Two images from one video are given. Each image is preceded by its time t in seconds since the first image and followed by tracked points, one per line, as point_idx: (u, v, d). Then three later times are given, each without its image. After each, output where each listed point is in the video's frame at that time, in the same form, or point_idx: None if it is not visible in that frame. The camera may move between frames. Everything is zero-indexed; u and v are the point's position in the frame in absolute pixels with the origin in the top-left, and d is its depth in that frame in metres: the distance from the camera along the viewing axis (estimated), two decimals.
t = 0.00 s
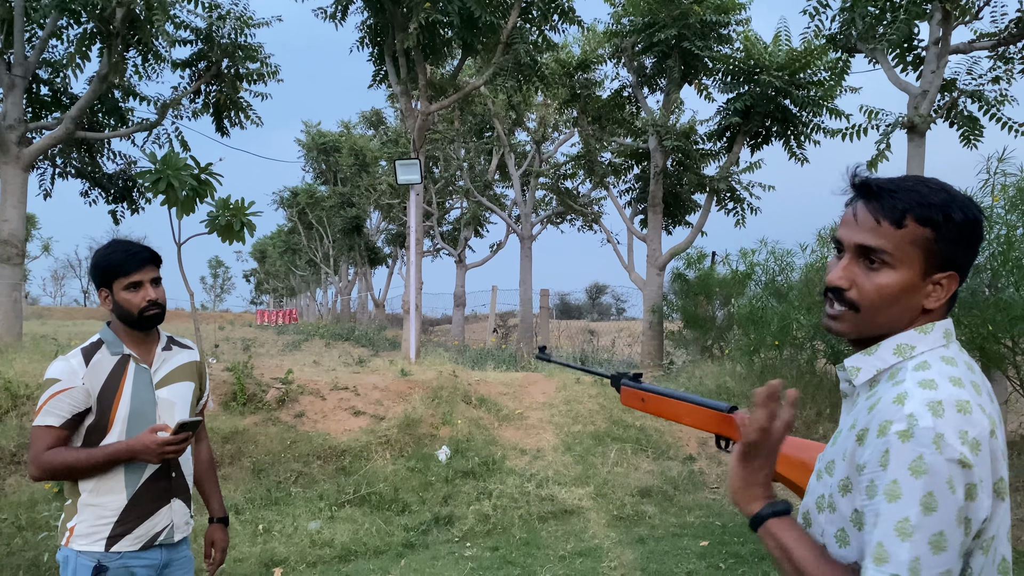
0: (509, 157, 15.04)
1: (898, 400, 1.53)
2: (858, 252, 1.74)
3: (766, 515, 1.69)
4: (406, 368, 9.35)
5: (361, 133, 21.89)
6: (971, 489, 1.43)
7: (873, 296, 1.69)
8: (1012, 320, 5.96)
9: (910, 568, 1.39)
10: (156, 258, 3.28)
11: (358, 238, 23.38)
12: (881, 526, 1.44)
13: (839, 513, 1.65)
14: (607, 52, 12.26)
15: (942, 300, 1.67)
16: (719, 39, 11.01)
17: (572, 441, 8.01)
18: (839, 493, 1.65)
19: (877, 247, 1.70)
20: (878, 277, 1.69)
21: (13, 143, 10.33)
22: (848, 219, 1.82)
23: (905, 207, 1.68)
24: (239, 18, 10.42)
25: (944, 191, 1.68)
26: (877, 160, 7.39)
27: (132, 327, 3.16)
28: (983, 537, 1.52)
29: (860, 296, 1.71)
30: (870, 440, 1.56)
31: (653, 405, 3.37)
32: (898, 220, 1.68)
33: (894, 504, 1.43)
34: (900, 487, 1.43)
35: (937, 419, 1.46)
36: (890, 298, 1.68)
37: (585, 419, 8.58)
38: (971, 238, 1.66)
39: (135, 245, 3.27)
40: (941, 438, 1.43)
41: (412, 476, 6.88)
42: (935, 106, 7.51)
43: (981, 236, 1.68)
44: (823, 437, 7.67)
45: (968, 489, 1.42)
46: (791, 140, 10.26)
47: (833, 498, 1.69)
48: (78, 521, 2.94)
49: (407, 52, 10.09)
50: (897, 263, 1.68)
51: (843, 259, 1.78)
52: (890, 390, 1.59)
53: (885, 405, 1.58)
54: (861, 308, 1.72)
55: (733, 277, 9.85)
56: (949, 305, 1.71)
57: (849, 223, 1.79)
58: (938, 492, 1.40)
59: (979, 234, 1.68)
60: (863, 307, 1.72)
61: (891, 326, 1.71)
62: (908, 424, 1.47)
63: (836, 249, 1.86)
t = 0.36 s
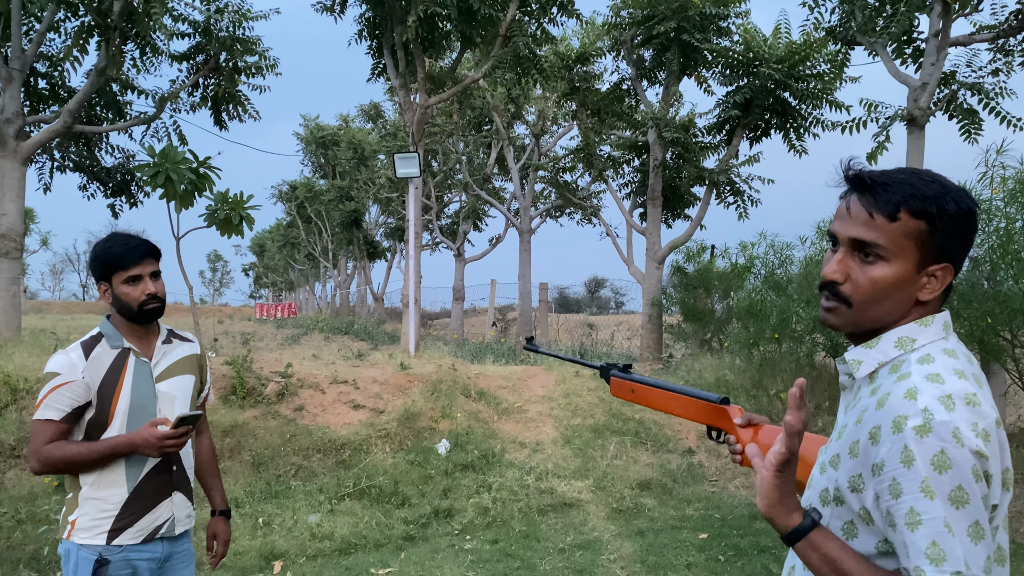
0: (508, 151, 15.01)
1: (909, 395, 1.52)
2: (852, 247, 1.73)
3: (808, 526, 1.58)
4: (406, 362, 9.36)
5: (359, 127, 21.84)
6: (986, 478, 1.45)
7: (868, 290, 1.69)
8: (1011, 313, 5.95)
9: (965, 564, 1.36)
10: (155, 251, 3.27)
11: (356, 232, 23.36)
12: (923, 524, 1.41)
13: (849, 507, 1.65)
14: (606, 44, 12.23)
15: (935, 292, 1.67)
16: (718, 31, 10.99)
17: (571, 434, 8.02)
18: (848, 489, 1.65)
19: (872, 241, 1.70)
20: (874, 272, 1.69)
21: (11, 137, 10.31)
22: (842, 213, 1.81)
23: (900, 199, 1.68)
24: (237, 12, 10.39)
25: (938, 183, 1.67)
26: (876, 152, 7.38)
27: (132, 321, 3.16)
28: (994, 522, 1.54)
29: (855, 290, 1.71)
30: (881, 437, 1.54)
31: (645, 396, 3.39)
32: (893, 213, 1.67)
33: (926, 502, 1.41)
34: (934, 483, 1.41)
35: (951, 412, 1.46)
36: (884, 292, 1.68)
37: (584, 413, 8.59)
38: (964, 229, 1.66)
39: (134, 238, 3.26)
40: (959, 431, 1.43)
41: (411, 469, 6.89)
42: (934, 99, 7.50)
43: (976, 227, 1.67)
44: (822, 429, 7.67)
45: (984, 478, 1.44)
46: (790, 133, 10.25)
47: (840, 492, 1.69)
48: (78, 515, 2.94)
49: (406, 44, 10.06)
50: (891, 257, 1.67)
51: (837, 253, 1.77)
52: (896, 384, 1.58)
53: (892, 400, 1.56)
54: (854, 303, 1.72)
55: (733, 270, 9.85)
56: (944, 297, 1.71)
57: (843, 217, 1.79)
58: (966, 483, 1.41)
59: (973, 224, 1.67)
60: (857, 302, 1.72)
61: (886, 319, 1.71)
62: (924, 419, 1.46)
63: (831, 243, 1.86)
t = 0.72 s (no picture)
0: (506, 144, 14.99)
1: (907, 388, 1.52)
2: (849, 241, 1.73)
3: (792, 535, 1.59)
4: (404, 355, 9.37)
5: (357, 120, 21.80)
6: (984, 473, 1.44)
7: (866, 284, 1.69)
8: (1009, 305, 5.95)
9: (949, 557, 1.37)
10: (152, 244, 3.26)
11: (354, 226, 23.34)
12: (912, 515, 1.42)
13: (847, 499, 1.66)
14: (605, 37, 12.19)
15: (935, 284, 1.67)
16: (716, 24, 10.97)
17: (570, 427, 8.03)
18: (848, 481, 1.66)
19: (868, 235, 1.69)
20: (871, 265, 1.69)
21: (8, 131, 10.27)
22: (838, 208, 1.80)
23: (893, 193, 1.67)
24: (234, 5, 10.35)
25: (932, 174, 1.67)
26: (874, 145, 7.38)
27: (130, 315, 3.15)
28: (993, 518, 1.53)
29: (853, 284, 1.71)
30: (880, 429, 1.55)
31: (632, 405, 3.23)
32: (887, 207, 1.67)
33: (917, 493, 1.42)
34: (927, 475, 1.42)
35: (949, 406, 1.45)
36: (882, 285, 1.68)
37: (583, 406, 8.60)
38: (960, 220, 1.65)
39: (131, 231, 3.25)
40: (955, 425, 1.42)
41: (410, 462, 6.90)
42: (933, 92, 7.50)
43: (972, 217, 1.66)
44: (820, 422, 7.68)
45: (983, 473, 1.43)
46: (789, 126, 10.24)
47: (840, 484, 1.69)
48: (78, 508, 2.94)
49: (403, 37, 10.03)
50: (888, 251, 1.67)
51: (835, 249, 1.77)
52: (896, 376, 1.58)
53: (892, 393, 1.57)
54: (854, 297, 1.72)
55: (731, 263, 9.85)
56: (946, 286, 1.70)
57: (839, 212, 1.78)
58: (959, 476, 1.40)
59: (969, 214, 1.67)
60: (857, 296, 1.71)
61: (887, 312, 1.71)
62: (921, 411, 1.46)
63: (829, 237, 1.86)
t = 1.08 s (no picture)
0: (502, 138, 14.97)
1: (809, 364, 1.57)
2: (803, 239, 1.72)
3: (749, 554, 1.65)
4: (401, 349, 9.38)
5: (352, 114, 21.74)
6: (845, 450, 1.44)
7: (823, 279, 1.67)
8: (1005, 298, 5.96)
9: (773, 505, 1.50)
10: (147, 238, 3.25)
11: (350, 220, 23.31)
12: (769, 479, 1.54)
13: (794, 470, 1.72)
14: (601, 30, 12.15)
15: (894, 271, 1.64)
16: (712, 17, 10.95)
17: (566, 420, 8.05)
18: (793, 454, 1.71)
19: (818, 231, 1.68)
20: (826, 260, 1.67)
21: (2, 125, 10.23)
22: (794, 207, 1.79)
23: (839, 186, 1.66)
24: None
25: (876, 163, 1.66)
26: (870, 138, 7.38)
27: (125, 308, 3.14)
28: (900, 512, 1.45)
29: (812, 280, 1.69)
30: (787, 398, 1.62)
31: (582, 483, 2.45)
32: (833, 201, 1.66)
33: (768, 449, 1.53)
34: (785, 447, 1.49)
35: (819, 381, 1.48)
36: (839, 278, 1.66)
37: (579, 399, 8.62)
38: (911, 204, 1.63)
39: (126, 225, 3.23)
40: (811, 398, 1.46)
41: (407, 456, 6.91)
42: (929, 84, 7.50)
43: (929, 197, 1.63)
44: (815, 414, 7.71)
45: (839, 449, 1.44)
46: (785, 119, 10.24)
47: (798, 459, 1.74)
48: (74, 502, 2.94)
49: (398, 30, 9.99)
50: (842, 243, 1.65)
51: (794, 248, 1.76)
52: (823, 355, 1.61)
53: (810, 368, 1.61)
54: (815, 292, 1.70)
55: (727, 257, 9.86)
56: (907, 274, 1.67)
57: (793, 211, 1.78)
58: (797, 443, 1.47)
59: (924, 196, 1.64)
60: (817, 291, 1.69)
61: (852, 304, 1.67)
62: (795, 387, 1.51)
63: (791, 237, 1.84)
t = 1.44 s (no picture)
0: (495, 131, 14.92)
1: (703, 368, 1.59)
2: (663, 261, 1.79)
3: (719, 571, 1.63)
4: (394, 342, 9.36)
5: (345, 107, 21.65)
6: (742, 441, 1.44)
7: (690, 292, 1.73)
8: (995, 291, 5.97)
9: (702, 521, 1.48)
10: (138, 230, 3.22)
11: (344, 213, 23.25)
12: (691, 491, 1.52)
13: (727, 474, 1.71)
14: (594, 22, 12.12)
15: (748, 265, 1.68)
16: (706, 10, 10.96)
17: (559, 413, 8.06)
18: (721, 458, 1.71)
19: (671, 251, 1.75)
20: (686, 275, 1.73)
21: None
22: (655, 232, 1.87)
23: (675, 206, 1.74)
24: None
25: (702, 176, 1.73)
26: (863, 130, 7.39)
27: (116, 302, 3.12)
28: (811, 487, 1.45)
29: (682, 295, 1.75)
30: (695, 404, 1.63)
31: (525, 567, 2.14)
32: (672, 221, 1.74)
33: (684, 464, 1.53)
34: (695, 457, 1.49)
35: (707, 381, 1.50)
36: (701, 288, 1.72)
37: (573, 392, 8.63)
38: (741, 201, 1.68)
39: (117, 217, 3.20)
40: (702, 399, 1.47)
41: (400, 449, 6.90)
42: (921, 77, 7.51)
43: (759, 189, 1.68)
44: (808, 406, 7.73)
45: (738, 442, 1.44)
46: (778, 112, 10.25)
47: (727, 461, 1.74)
48: (64, 496, 2.93)
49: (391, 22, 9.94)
50: (693, 256, 1.71)
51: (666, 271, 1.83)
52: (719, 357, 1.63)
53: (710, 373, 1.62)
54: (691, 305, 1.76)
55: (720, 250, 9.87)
56: (765, 265, 1.69)
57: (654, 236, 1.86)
58: (701, 447, 1.47)
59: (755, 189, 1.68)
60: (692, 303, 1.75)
61: (724, 306, 1.72)
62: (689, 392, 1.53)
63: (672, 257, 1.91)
